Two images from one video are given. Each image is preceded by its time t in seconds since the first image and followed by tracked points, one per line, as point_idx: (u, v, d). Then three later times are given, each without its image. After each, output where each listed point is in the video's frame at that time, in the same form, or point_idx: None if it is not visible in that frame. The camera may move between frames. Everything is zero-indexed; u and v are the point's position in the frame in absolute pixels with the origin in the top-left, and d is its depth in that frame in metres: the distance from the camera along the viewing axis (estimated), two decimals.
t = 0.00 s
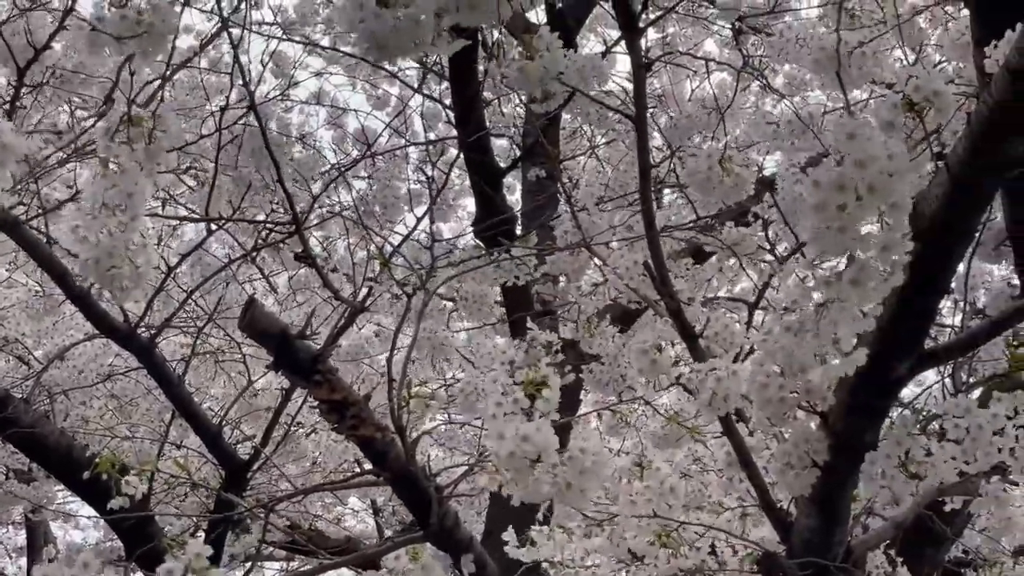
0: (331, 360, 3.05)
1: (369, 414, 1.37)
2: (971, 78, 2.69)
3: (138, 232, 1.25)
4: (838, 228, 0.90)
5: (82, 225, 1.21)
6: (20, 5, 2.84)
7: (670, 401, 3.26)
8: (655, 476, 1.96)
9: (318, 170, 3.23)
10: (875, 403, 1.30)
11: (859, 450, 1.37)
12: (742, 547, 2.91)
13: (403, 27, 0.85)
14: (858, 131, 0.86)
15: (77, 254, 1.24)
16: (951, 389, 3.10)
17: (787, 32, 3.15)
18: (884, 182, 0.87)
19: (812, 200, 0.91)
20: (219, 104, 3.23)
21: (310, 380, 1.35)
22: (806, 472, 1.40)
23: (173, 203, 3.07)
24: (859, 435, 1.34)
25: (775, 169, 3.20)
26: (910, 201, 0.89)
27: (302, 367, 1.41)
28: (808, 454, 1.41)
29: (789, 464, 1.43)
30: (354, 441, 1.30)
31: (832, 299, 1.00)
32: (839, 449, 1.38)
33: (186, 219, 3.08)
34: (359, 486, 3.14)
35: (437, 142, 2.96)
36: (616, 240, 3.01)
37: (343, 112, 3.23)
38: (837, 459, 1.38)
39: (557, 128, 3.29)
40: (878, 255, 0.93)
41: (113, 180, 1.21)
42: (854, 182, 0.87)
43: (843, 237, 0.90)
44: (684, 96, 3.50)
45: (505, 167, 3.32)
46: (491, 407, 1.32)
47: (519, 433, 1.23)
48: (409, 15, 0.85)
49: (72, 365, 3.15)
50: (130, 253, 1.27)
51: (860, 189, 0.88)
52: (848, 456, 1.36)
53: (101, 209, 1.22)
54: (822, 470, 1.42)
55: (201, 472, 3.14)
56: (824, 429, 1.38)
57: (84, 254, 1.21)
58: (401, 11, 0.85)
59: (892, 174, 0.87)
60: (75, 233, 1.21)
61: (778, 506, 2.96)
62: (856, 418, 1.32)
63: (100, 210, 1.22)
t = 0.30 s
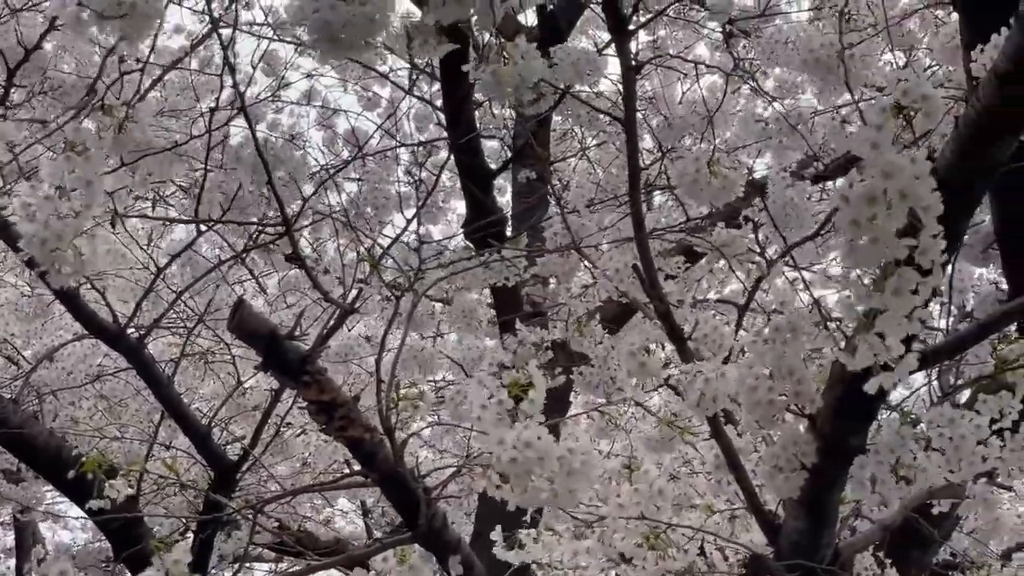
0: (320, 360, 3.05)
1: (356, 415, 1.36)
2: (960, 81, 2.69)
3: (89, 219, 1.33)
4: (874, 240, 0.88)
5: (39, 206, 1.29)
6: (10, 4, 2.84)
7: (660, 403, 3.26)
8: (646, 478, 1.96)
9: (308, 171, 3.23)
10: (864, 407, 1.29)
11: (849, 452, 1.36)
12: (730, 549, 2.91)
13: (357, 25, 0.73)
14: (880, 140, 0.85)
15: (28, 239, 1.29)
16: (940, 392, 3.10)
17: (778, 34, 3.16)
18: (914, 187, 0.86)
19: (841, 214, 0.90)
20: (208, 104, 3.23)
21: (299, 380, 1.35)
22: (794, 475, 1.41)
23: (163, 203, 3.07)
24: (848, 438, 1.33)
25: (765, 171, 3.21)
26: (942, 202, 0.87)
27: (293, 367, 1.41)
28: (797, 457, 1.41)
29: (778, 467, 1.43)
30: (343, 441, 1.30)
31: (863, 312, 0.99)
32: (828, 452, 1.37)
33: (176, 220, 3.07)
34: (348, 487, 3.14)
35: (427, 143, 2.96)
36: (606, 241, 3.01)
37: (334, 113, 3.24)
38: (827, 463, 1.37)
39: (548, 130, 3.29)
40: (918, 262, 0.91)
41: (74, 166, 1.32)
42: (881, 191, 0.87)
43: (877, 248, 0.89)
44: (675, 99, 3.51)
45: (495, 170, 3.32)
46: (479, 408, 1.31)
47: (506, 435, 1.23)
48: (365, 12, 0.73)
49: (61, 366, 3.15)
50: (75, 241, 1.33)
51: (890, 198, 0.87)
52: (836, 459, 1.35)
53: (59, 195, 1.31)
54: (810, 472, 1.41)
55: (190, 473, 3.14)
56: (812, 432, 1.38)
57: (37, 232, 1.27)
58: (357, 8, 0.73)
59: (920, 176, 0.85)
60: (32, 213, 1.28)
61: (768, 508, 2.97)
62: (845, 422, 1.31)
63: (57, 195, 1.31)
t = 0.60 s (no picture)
0: (309, 361, 3.05)
1: (344, 415, 1.35)
2: (948, 83, 2.69)
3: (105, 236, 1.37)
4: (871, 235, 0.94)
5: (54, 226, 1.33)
6: None
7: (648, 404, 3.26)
8: (630, 480, 1.96)
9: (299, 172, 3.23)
10: (852, 412, 1.31)
11: (837, 456, 1.37)
12: (718, 551, 2.91)
13: (360, 34, 0.89)
14: (875, 141, 0.91)
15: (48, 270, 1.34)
16: (928, 394, 3.11)
17: (767, 36, 3.16)
18: (905, 183, 0.91)
19: (837, 211, 0.96)
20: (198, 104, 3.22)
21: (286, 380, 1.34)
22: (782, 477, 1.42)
23: (152, 203, 3.06)
24: (836, 442, 1.35)
25: (754, 174, 3.21)
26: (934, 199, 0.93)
27: (280, 367, 1.41)
28: (785, 459, 1.43)
29: (766, 468, 1.45)
30: (331, 441, 1.30)
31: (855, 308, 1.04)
32: (816, 455, 1.39)
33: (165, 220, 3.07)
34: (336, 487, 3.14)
35: (416, 143, 2.95)
36: (595, 242, 3.01)
37: (323, 113, 3.23)
38: (814, 466, 1.39)
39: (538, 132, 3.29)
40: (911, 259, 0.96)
41: (85, 182, 1.30)
42: (874, 188, 0.92)
43: (873, 243, 0.94)
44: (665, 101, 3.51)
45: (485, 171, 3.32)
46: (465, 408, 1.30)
47: (492, 436, 1.22)
48: (365, 21, 0.89)
49: (50, 365, 3.14)
50: (96, 257, 1.36)
51: (882, 194, 0.93)
52: (824, 462, 1.37)
53: (75, 212, 1.32)
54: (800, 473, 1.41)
55: (178, 473, 3.14)
56: (801, 435, 1.40)
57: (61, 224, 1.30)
58: (356, 18, 0.89)
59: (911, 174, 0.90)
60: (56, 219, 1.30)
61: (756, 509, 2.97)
62: (833, 425, 1.33)
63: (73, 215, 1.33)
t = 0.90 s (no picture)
0: (296, 359, 3.04)
1: (330, 413, 1.34)
2: (936, 84, 2.69)
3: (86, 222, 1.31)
4: (828, 231, 0.87)
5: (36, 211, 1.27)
6: None
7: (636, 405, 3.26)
8: (613, 480, 1.96)
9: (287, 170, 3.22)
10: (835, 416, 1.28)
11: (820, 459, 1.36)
12: (705, 551, 2.91)
13: (360, 33, 0.85)
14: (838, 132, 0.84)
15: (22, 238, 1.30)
16: (916, 396, 3.11)
17: (757, 37, 3.17)
18: (868, 180, 0.85)
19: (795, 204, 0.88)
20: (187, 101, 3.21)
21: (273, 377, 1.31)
22: (766, 475, 1.42)
23: (140, 200, 3.05)
24: (818, 445, 1.33)
25: (742, 174, 3.21)
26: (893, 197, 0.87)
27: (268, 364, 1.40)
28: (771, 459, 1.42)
29: (752, 468, 1.45)
30: (317, 439, 1.29)
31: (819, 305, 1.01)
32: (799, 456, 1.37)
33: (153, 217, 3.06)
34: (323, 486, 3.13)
35: (404, 142, 2.94)
36: (584, 242, 3.00)
37: (312, 111, 3.22)
38: (797, 468, 1.38)
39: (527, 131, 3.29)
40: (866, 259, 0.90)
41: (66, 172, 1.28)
42: (837, 182, 0.85)
43: (829, 240, 0.88)
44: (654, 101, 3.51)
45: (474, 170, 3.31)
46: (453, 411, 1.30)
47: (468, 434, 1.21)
48: (365, 22, 0.85)
49: (36, 363, 3.13)
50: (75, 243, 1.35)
51: (844, 190, 0.86)
52: (806, 465, 1.35)
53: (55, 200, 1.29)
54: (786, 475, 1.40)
55: (165, 471, 3.13)
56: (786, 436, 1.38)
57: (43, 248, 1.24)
58: (359, 17, 0.85)
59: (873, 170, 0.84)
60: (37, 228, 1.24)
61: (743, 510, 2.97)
62: (816, 429, 1.31)
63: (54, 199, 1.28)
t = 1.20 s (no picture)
0: (284, 355, 3.04)
1: (315, 406, 1.33)
2: (925, 84, 2.70)
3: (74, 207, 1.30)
4: (801, 244, 0.88)
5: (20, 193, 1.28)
6: None
7: (623, 401, 3.26)
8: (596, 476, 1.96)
9: (275, 166, 3.23)
10: (824, 412, 1.28)
11: (809, 452, 1.36)
12: (690, 549, 2.91)
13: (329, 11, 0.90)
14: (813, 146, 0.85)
15: (3, 224, 1.31)
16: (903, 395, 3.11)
17: (747, 37, 3.18)
18: (841, 193, 0.86)
19: (770, 215, 0.89)
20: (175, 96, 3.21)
21: (262, 372, 1.31)
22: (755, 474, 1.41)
23: (128, 194, 3.04)
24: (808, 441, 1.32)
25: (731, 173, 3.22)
26: (864, 211, 0.89)
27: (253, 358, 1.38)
28: (758, 456, 1.41)
29: (739, 464, 1.43)
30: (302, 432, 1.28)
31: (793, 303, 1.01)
32: (788, 453, 1.37)
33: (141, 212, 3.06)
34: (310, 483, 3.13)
35: (394, 140, 2.94)
36: (571, 239, 3.00)
37: (302, 108, 3.22)
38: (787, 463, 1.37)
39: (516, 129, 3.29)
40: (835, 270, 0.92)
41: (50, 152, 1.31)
42: (810, 196, 0.86)
43: (802, 252, 0.89)
44: (643, 100, 3.52)
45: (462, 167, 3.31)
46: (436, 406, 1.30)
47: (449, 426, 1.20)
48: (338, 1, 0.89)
49: (22, 356, 3.12)
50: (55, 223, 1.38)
51: (817, 202, 0.87)
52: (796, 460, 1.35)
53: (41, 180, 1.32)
54: (772, 471, 1.43)
55: (153, 466, 3.12)
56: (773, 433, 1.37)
57: (10, 226, 1.13)
58: None
59: (847, 186, 0.86)
60: (3, 205, 1.11)
61: (729, 508, 2.97)
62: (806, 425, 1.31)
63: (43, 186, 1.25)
